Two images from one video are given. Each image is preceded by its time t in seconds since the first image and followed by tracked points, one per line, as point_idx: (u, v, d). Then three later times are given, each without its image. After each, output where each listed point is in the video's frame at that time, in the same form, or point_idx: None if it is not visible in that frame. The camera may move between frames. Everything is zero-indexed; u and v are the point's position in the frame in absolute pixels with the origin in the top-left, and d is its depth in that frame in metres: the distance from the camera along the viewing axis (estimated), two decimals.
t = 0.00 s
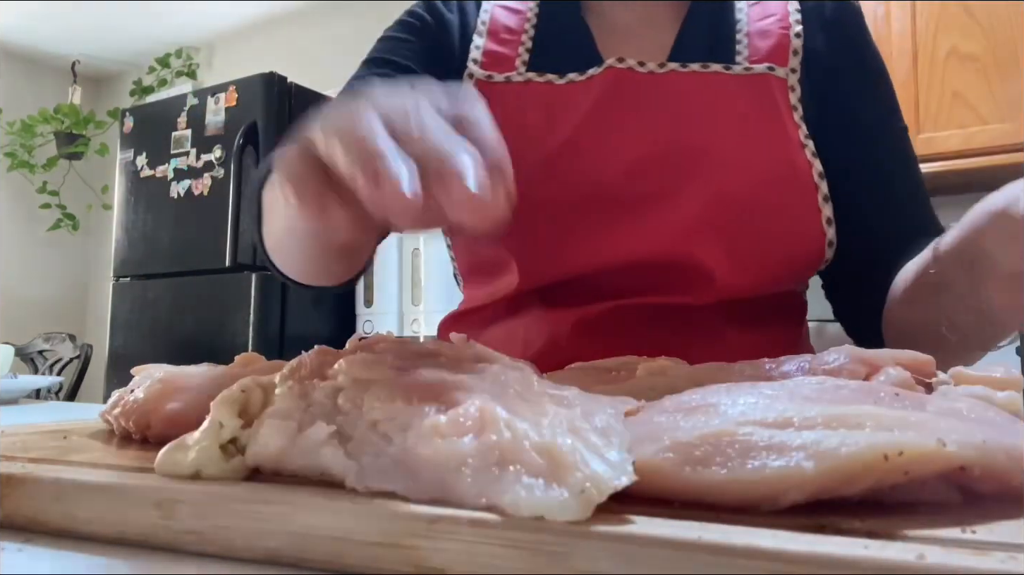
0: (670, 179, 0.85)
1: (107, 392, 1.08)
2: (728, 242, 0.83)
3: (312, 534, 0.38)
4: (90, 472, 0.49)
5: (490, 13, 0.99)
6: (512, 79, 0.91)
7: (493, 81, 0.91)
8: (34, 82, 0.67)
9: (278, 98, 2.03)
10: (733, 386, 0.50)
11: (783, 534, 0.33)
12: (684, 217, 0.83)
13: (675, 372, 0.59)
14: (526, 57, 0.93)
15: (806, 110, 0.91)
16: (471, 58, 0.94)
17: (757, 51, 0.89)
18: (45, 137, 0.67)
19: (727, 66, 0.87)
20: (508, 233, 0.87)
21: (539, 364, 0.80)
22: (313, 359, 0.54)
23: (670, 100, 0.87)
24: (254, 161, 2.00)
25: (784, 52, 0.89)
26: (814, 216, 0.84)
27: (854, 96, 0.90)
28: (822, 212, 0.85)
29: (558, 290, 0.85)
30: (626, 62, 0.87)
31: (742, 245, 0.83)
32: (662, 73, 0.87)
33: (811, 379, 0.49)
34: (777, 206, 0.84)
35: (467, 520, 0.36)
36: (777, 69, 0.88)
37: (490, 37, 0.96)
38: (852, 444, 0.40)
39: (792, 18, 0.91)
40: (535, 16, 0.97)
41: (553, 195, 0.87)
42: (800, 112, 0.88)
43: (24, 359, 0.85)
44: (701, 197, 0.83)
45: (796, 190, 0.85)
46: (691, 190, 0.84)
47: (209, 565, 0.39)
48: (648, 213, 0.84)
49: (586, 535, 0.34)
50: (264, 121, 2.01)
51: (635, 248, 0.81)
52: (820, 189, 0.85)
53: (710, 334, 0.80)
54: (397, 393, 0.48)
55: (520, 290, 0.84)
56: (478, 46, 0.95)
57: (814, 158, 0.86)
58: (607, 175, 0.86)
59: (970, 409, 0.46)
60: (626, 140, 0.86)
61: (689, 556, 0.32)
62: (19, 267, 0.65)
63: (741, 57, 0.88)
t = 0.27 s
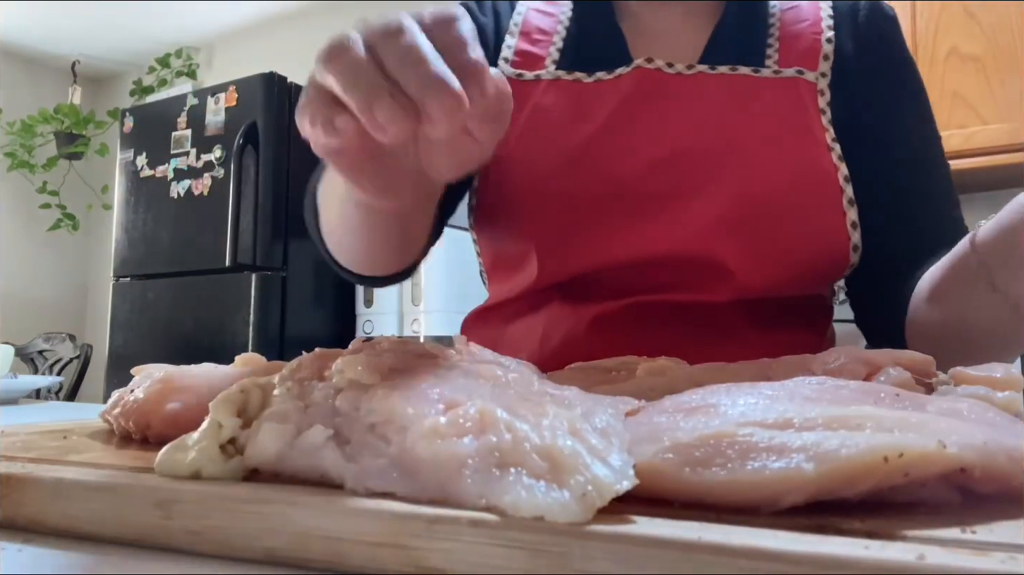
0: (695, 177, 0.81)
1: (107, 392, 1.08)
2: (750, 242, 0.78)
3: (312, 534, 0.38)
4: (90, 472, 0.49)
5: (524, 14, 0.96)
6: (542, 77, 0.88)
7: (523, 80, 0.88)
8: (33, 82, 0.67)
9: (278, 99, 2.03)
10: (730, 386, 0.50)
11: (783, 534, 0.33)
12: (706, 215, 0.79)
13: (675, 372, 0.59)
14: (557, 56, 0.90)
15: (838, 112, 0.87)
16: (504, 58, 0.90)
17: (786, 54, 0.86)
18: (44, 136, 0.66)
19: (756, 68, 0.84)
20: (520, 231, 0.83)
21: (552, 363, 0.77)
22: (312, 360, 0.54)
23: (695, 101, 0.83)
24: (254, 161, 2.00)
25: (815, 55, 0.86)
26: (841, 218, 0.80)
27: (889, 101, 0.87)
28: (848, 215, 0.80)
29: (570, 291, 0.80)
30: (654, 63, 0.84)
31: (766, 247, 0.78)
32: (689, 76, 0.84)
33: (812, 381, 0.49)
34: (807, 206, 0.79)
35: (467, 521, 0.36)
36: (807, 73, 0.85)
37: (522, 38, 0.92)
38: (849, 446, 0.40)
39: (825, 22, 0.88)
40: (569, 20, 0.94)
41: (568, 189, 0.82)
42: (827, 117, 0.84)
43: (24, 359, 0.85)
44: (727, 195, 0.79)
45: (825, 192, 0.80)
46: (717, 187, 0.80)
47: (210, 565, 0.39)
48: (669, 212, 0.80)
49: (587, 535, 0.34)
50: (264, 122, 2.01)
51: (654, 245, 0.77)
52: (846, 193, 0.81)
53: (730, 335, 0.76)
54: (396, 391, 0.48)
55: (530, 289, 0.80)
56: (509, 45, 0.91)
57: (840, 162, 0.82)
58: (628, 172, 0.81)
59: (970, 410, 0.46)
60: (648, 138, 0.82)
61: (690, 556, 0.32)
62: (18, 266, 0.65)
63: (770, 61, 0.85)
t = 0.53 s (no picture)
0: (716, 176, 0.76)
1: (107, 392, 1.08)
2: (771, 241, 0.74)
3: (312, 534, 0.38)
4: (90, 472, 0.49)
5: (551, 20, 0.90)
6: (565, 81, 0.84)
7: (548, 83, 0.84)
8: (33, 82, 0.66)
9: (278, 98, 2.01)
10: (730, 386, 0.50)
11: (783, 534, 0.33)
12: (726, 214, 0.74)
13: (675, 372, 0.59)
14: (581, 59, 0.85)
15: (862, 105, 0.79)
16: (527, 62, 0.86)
17: (812, 51, 0.80)
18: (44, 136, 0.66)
19: (779, 68, 0.79)
20: (534, 234, 0.81)
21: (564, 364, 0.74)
22: (311, 359, 0.54)
23: (715, 99, 0.78)
24: (254, 161, 1.99)
25: (842, 54, 0.80)
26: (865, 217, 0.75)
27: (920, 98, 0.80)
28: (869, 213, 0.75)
29: (589, 289, 0.77)
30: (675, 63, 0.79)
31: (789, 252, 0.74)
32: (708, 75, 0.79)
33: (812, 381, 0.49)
34: (832, 205, 0.74)
35: (467, 521, 0.36)
36: (832, 71, 0.79)
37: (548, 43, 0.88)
38: (850, 446, 0.40)
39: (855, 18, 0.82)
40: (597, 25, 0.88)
41: (588, 188, 0.78)
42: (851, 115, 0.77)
43: (24, 359, 0.85)
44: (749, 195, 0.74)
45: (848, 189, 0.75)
46: (741, 186, 0.75)
47: (209, 565, 0.39)
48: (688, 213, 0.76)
49: (587, 536, 0.34)
50: (264, 122, 1.99)
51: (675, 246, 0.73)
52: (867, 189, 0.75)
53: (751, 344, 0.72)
54: (396, 392, 0.47)
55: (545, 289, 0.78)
56: (535, 50, 0.87)
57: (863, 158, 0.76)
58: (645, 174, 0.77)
59: (970, 410, 0.46)
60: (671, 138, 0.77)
61: (690, 556, 0.32)
62: (17, 266, 0.65)
63: (795, 60, 0.79)
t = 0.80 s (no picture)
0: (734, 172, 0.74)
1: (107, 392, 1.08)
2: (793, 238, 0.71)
3: (312, 534, 0.38)
4: (90, 472, 0.49)
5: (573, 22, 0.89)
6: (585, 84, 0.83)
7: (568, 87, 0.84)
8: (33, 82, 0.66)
9: (278, 99, 2.01)
10: (731, 385, 0.50)
11: (783, 533, 0.33)
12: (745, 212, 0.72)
13: (676, 372, 0.59)
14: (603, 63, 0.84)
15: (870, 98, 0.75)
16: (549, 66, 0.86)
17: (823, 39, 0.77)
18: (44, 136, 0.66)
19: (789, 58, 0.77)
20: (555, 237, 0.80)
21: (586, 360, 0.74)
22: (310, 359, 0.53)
23: (732, 94, 0.77)
24: (254, 161, 1.98)
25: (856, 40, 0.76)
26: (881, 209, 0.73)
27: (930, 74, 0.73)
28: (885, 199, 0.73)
29: (612, 286, 0.76)
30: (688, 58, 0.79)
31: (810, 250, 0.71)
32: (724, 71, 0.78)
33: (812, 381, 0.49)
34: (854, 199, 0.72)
35: (467, 520, 0.36)
36: (844, 58, 0.76)
37: (569, 47, 0.87)
38: (850, 446, 0.40)
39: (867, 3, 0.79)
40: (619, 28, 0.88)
41: (605, 189, 0.77)
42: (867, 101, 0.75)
43: (24, 359, 0.85)
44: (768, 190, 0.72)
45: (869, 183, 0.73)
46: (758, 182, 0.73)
47: (209, 565, 0.39)
48: (706, 208, 0.74)
49: (587, 536, 0.34)
50: (264, 122, 1.99)
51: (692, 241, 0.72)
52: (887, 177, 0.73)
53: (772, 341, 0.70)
54: (396, 393, 0.47)
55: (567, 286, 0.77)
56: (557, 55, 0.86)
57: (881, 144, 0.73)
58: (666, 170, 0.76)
59: (970, 410, 0.46)
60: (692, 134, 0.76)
61: (690, 556, 0.32)
62: (17, 267, 0.65)
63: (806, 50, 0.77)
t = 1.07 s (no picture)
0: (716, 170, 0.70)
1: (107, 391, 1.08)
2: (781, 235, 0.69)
3: (312, 533, 0.38)
4: (90, 472, 0.49)
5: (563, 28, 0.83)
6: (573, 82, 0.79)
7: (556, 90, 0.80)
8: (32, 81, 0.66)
9: (278, 100, 2.03)
10: (731, 385, 0.50)
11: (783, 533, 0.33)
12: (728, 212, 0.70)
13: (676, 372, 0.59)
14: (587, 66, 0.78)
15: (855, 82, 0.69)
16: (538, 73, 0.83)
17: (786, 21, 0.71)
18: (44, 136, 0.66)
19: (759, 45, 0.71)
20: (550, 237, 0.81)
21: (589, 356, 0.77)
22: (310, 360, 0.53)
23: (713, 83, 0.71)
24: (253, 161, 2.01)
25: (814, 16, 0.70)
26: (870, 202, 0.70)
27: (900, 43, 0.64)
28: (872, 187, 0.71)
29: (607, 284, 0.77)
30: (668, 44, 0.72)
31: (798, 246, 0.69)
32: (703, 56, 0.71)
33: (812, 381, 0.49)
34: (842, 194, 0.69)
35: (467, 520, 0.36)
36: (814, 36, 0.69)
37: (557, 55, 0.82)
38: (850, 446, 0.40)
39: None
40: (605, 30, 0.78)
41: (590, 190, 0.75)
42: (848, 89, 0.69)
43: (24, 359, 0.85)
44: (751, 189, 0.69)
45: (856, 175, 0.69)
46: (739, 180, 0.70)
47: (210, 565, 0.39)
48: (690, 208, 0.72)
49: (587, 535, 0.34)
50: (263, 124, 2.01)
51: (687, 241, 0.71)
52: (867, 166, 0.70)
53: (768, 337, 0.71)
54: (396, 393, 0.47)
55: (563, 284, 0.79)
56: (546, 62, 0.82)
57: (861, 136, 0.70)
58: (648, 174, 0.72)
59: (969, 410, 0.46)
60: (670, 133, 0.71)
61: (690, 556, 0.32)
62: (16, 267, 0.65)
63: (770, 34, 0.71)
